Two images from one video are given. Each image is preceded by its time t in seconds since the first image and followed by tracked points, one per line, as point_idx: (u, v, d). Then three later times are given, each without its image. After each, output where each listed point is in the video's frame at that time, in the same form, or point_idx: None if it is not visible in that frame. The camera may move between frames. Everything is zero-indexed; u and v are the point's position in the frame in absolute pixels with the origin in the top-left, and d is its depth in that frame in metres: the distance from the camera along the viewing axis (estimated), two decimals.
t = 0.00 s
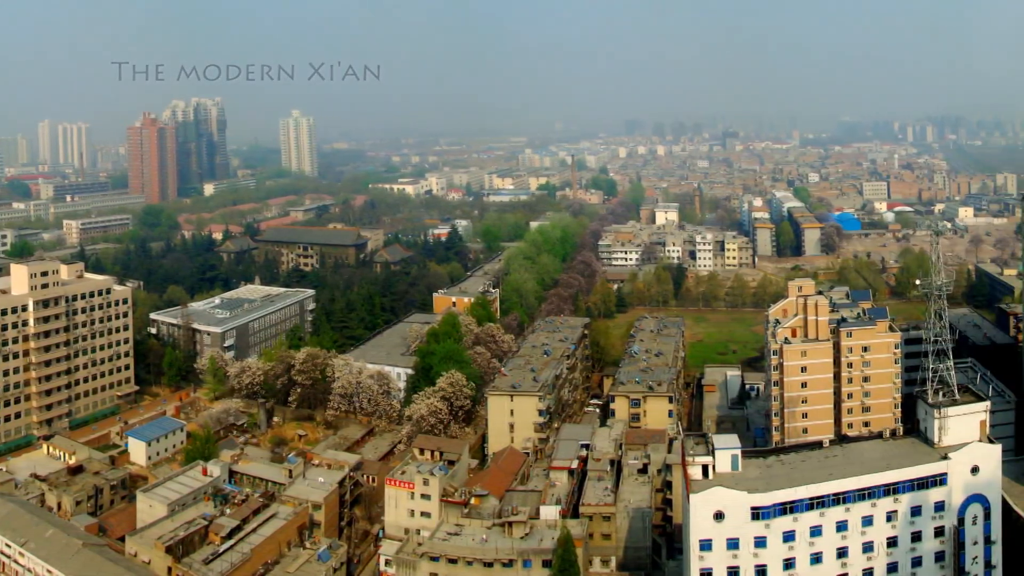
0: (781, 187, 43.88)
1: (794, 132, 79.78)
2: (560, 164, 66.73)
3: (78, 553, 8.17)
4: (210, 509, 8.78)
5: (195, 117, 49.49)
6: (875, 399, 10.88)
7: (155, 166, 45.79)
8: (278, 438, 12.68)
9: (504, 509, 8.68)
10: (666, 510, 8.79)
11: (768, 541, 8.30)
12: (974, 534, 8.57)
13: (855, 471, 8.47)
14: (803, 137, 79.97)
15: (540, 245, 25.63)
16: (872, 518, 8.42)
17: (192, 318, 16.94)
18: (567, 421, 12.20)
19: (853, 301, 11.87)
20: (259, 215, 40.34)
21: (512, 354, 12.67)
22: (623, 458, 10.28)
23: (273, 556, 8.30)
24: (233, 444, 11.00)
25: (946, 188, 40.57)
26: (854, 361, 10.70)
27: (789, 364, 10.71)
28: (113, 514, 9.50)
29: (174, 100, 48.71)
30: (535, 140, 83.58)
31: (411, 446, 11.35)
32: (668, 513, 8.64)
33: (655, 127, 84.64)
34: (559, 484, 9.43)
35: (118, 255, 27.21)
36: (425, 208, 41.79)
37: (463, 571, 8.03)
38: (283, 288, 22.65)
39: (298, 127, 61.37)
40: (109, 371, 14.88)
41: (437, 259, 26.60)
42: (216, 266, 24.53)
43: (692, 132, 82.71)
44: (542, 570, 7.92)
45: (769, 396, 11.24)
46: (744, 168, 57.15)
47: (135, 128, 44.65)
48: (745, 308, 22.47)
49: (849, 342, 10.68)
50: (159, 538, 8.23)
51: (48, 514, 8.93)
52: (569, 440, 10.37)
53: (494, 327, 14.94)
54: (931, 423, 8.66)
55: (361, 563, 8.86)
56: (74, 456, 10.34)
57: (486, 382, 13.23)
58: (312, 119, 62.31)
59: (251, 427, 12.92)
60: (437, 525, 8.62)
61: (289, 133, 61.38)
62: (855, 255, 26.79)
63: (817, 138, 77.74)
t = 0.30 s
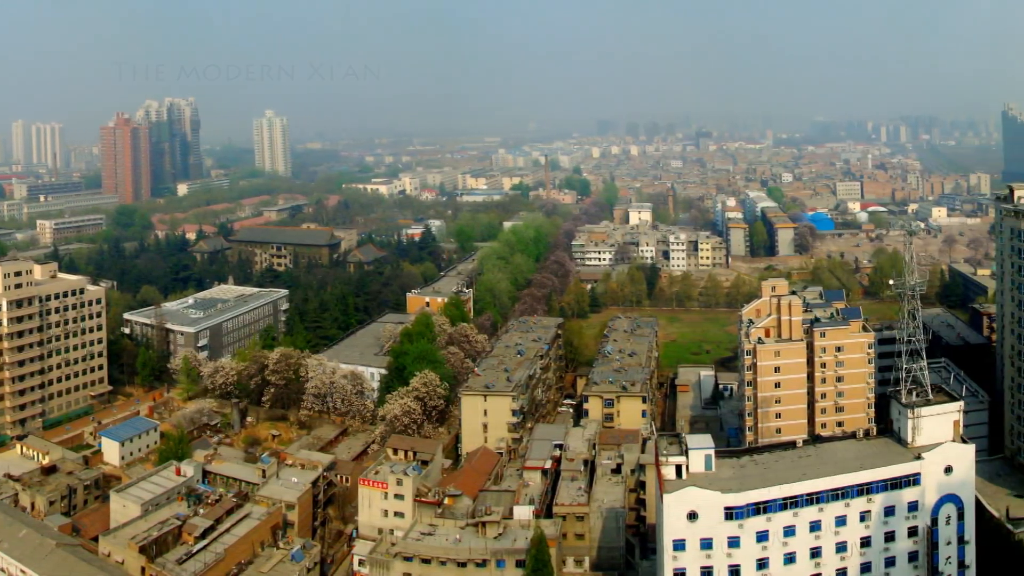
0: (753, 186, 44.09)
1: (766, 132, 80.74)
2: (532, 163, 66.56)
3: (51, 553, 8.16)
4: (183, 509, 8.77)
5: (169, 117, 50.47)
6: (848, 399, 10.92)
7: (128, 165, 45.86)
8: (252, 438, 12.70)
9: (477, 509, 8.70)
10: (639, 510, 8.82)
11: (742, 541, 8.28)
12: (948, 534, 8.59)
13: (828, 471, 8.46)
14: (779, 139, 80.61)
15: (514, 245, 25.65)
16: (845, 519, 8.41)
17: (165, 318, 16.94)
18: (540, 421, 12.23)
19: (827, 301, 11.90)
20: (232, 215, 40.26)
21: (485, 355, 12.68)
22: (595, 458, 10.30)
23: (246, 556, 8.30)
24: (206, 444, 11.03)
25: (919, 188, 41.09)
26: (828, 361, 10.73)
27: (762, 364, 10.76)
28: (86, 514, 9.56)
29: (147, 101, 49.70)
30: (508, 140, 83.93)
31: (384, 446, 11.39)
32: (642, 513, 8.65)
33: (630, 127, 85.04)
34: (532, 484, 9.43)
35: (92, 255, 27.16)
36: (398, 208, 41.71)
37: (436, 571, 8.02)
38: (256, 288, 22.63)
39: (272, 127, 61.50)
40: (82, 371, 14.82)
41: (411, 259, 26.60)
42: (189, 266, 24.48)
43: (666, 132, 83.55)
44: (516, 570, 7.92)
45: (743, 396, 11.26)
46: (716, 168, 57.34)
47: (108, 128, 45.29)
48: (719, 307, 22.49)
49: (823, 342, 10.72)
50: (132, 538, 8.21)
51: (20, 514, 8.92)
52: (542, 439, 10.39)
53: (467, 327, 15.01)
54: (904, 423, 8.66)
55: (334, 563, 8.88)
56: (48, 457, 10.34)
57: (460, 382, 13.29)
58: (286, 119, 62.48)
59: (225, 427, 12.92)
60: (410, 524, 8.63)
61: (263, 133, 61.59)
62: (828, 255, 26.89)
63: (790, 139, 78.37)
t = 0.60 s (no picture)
0: (727, 187, 44.25)
1: (741, 133, 81.02)
2: (508, 164, 66.52)
3: (24, 553, 8.14)
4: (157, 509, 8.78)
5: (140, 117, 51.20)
6: (822, 399, 10.97)
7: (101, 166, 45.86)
8: (225, 438, 12.74)
9: (451, 509, 8.70)
10: (612, 510, 8.84)
11: (715, 541, 8.27)
12: (921, 534, 8.61)
13: (800, 471, 8.46)
14: (758, 139, 81.01)
15: (486, 245, 25.66)
16: (818, 518, 8.40)
17: (139, 318, 16.93)
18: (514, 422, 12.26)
19: (800, 301, 11.93)
20: (206, 215, 40.19)
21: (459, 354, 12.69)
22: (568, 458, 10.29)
23: (220, 556, 8.29)
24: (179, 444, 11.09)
25: (893, 188, 41.42)
26: (801, 361, 10.76)
27: (736, 364, 10.75)
28: (58, 513, 9.62)
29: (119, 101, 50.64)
30: (481, 141, 84.11)
31: (357, 446, 11.45)
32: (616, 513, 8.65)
33: (603, 129, 85.55)
34: (506, 484, 9.43)
35: (65, 255, 27.10)
36: (372, 208, 41.66)
37: (409, 571, 8.02)
38: (230, 288, 22.56)
39: (246, 127, 61.62)
40: (55, 372, 14.76)
41: (384, 259, 26.60)
42: (163, 265, 24.45)
43: (640, 133, 84.40)
44: (489, 570, 7.93)
45: (717, 396, 11.27)
46: (690, 168, 57.43)
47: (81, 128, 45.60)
48: (692, 308, 22.58)
49: (796, 342, 10.76)
50: (106, 538, 8.19)
51: None
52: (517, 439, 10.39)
53: (440, 327, 15.05)
54: (878, 423, 8.67)
55: (308, 563, 8.91)
56: (21, 457, 10.23)
57: (433, 382, 13.33)
58: (261, 119, 62.67)
59: (198, 427, 12.92)
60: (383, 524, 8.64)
61: (237, 133, 61.74)
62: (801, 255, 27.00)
63: (762, 140, 78.73)
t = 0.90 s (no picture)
0: (700, 187, 44.39)
1: (715, 133, 81.34)
2: (481, 164, 66.48)
3: None
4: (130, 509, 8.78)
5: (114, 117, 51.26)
6: (795, 399, 10.98)
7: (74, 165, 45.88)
8: (199, 437, 12.78)
9: (424, 509, 8.73)
10: (586, 510, 8.86)
11: (689, 541, 8.25)
12: (895, 534, 8.62)
13: (774, 471, 8.46)
14: (738, 139, 81.32)
15: (460, 245, 25.68)
16: (792, 519, 8.39)
17: (112, 318, 16.92)
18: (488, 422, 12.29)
19: (774, 301, 11.96)
20: (180, 216, 40.14)
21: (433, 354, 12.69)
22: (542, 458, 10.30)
23: (193, 556, 8.29)
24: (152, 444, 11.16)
25: (867, 188, 41.63)
26: (775, 360, 10.79)
27: (709, 364, 10.77)
28: (31, 513, 9.67)
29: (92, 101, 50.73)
30: (453, 142, 84.20)
31: (331, 446, 11.51)
32: (589, 514, 8.66)
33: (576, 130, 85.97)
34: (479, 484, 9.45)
35: (38, 255, 27.04)
36: (346, 208, 41.62)
37: (383, 571, 8.01)
38: (204, 288, 22.52)
39: (219, 127, 61.59)
40: (29, 372, 14.73)
41: (357, 259, 26.61)
42: (136, 265, 24.43)
43: (613, 133, 84.93)
44: (462, 570, 7.93)
45: (690, 396, 11.29)
46: (663, 168, 57.45)
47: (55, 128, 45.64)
48: (666, 307, 22.62)
49: (770, 342, 10.77)
50: (79, 538, 8.18)
51: None
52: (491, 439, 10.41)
53: (413, 327, 15.10)
54: (851, 423, 8.68)
55: (281, 563, 8.94)
56: None
57: (407, 382, 13.39)
58: (235, 119, 62.75)
59: (171, 427, 12.95)
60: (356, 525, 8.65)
61: (210, 133, 61.68)
62: (776, 255, 27.09)
63: (735, 140, 79.18)
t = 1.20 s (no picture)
0: (672, 187, 44.51)
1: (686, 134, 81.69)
2: (454, 164, 66.60)
3: None
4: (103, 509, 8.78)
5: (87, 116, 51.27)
6: (769, 399, 11.02)
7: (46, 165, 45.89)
8: (172, 437, 12.78)
9: (398, 509, 8.74)
10: (558, 510, 8.88)
11: (662, 541, 8.23)
12: (868, 534, 8.63)
13: (747, 471, 8.45)
14: (711, 139, 81.63)
15: (434, 245, 25.70)
16: (766, 518, 8.38)
17: (85, 318, 16.92)
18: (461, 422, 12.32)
19: (748, 300, 11.98)
20: (154, 216, 40.10)
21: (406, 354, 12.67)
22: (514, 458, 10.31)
23: (168, 555, 8.30)
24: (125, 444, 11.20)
25: (840, 188, 41.80)
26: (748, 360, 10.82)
27: (683, 364, 10.77)
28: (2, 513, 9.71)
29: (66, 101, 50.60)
30: (425, 142, 84.26)
31: (304, 446, 11.55)
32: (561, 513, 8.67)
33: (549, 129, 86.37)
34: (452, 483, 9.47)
35: (11, 255, 26.97)
36: (318, 208, 41.60)
37: (356, 571, 8.00)
38: (177, 288, 22.52)
39: (192, 127, 61.56)
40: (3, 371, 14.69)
41: (331, 259, 26.60)
42: (110, 266, 24.42)
43: (586, 133, 85.37)
44: (436, 570, 7.93)
45: (664, 396, 11.29)
46: (637, 168, 57.48)
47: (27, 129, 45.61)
48: (640, 307, 22.64)
49: (743, 342, 10.81)
50: (52, 538, 8.15)
51: None
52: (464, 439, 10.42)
53: (387, 327, 15.14)
54: (825, 423, 8.68)
55: (255, 562, 8.96)
56: None
57: (380, 382, 13.43)
58: (207, 118, 62.77)
59: (145, 427, 12.93)
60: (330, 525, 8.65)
61: (183, 133, 61.61)
62: (749, 255, 27.17)
63: (706, 140, 79.57)
